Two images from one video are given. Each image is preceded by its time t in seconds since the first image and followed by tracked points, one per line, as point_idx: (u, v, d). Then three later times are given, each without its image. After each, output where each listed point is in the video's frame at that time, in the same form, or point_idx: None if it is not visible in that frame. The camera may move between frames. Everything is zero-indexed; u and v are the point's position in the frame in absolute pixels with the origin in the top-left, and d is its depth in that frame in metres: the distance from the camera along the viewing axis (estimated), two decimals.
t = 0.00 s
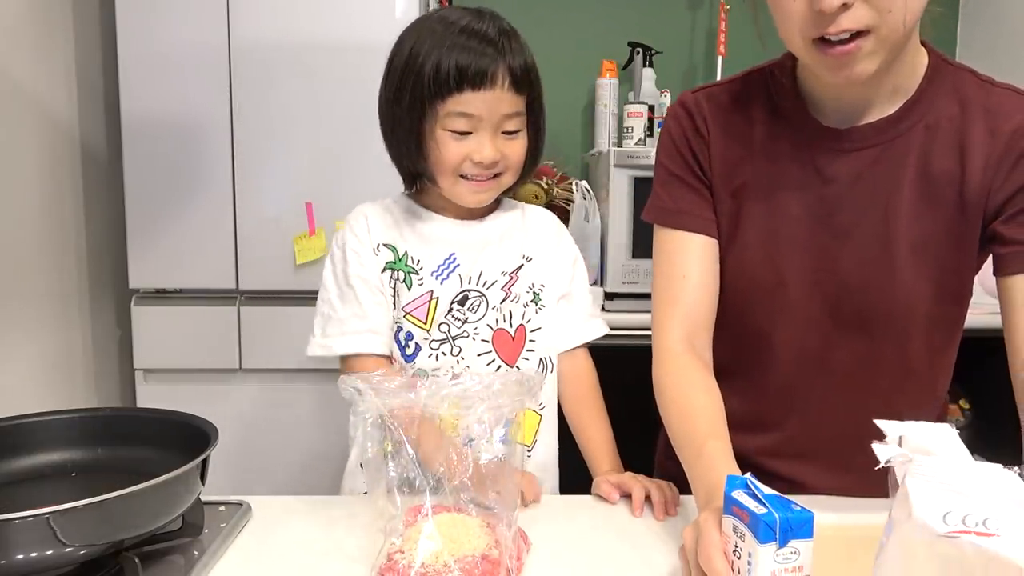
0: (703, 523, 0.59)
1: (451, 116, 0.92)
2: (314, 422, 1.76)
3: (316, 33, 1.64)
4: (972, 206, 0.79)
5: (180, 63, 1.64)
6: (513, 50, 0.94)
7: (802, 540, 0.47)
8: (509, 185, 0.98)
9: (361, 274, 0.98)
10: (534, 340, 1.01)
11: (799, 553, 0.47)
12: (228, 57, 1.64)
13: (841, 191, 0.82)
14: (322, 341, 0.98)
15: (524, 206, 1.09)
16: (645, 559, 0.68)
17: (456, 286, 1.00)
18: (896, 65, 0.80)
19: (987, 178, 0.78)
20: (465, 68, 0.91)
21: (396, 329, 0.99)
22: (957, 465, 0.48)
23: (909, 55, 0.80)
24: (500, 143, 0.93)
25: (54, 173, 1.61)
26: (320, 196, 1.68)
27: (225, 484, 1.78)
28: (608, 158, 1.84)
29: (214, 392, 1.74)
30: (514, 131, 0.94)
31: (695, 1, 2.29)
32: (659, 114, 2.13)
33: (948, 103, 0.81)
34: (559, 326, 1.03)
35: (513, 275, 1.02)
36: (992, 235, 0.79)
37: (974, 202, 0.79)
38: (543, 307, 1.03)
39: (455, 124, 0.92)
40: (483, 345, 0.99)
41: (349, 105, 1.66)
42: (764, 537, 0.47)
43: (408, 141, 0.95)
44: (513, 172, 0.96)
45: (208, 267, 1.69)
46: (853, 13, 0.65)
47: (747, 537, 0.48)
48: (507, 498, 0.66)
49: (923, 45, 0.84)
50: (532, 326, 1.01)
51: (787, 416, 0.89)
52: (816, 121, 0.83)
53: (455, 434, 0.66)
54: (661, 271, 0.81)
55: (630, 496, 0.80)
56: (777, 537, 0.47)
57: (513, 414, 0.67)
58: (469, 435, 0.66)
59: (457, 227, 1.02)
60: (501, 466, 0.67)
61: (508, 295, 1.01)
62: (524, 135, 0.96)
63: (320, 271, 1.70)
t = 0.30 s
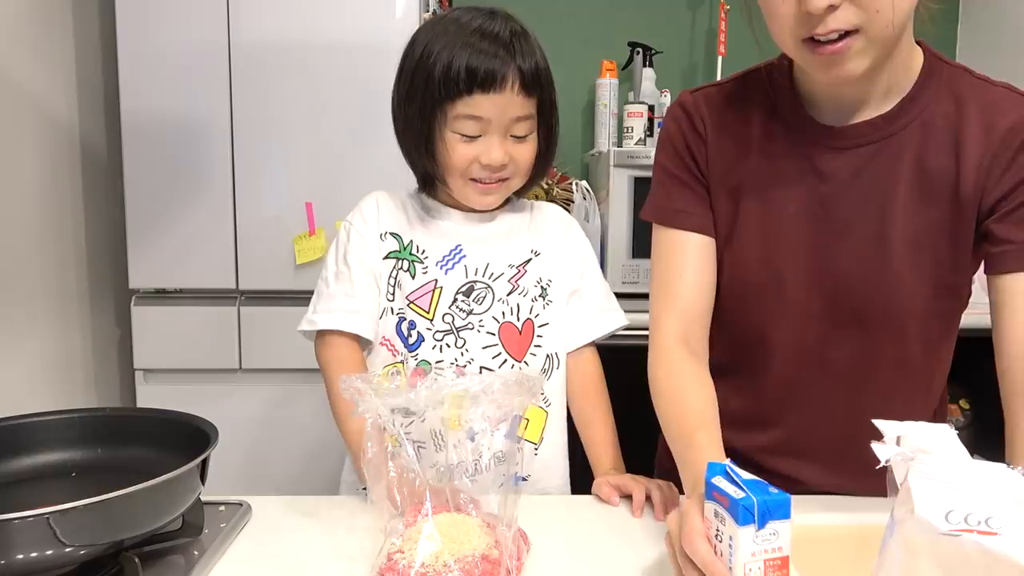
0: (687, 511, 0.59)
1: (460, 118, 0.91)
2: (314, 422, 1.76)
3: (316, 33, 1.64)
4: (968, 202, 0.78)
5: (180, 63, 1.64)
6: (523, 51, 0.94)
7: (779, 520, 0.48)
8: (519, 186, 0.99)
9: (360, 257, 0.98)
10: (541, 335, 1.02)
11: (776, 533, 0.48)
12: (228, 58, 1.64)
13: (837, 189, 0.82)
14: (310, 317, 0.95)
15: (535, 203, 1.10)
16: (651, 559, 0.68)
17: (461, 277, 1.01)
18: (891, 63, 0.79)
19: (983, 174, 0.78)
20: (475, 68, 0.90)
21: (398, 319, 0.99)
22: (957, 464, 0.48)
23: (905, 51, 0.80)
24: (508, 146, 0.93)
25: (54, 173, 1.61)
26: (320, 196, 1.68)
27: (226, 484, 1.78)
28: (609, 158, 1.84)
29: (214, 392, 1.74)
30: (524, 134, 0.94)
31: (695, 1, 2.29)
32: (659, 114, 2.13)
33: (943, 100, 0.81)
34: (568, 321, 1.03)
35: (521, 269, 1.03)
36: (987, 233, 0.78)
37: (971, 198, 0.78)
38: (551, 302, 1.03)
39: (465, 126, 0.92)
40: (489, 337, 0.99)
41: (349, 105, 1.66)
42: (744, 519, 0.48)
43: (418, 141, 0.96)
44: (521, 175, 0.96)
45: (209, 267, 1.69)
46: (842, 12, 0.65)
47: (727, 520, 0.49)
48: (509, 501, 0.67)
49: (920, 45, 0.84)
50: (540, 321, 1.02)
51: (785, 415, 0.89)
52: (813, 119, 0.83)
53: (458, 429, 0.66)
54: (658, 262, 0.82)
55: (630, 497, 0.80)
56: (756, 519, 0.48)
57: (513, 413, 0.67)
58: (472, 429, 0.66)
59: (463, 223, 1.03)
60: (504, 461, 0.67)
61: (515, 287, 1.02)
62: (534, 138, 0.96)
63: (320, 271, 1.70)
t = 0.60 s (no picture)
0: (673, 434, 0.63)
1: (455, 121, 0.91)
2: (314, 422, 1.76)
3: (316, 33, 1.64)
4: (956, 196, 0.79)
5: (180, 63, 1.64)
6: (517, 49, 0.94)
7: (764, 423, 0.53)
8: (517, 187, 0.99)
9: (357, 258, 0.99)
10: (544, 338, 1.01)
11: (761, 436, 0.53)
12: (228, 58, 1.64)
13: (828, 184, 0.83)
14: (302, 318, 0.95)
15: (535, 203, 1.09)
16: (656, 561, 0.67)
17: (462, 280, 1.01)
18: (875, 56, 0.80)
19: (971, 168, 0.78)
20: (470, 69, 0.90)
21: (398, 322, 0.99)
22: (957, 463, 0.49)
23: (886, 48, 0.81)
24: (503, 149, 0.92)
25: (54, 173, 1.61)
26: (320, 196, 1.68)
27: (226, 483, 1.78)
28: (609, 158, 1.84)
29: (214, 392, 1.74)
30: (520, 136, 0.94)
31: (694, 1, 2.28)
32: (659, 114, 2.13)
33: (933, 95, 0.82)
34: (569, 322, 1.03)
35: (523, 270, 1.03)
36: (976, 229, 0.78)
37: (959, 191, 0.78)
38: (553, 303, 1.02)
39: (460, 130, 0.92)
40: (493, 340, 0.99)
41: (349, 105, 1.66)
42: (735, 424, 0.52)
43: (413, 142, 0.96)
44: (517, 176, 0.96)
45: (209, 267, 1.69)
46: (812, 15, 0.67)
47: (718, 430, 0.54)
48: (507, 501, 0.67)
49: (911, 43, 0.84)
50: (542, 323, 1.01)
51: (781, 410, 0.89)
52: (802, 115, 0.85)
53: (462, 434, 0.66)
54: (651, 260, 0.88)
55: (630, 497, 0.80)
56: (746, 423, 0.52)
57: (514, 418, 0.67)
58: (476, 433, 0.66)
59: (459, 226, 1.03)
60: (504, 464, 0.67)
61: (517, 289, 1.02)
62: (530, 139, 0.95)
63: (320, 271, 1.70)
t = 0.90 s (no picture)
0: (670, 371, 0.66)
1: (453, 115, 0.91)
2: (314, 422, 1.76)
3: (316, 33, 1.64)
4: (931, 186, 0.81)
5: (180, 63, 1.64)
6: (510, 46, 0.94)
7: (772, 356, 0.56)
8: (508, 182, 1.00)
9: (340, 259, 0.99)
10: (527, 340, 1.01)
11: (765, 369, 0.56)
12: (228, 58, 1.64)
13: (810, 179, 0.87)
14: (289, 320, 0.97)
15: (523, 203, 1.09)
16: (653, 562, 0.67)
17: (444, 280, 1.01)
18: (850, 51, 0.83)
19: (945, 159, 0.80)
20: (466, 64, 0.90)
21: (381, 322, 0.99)
22: (958, 464, 0.49)
23: (860, 42, 0.83)
24: (500, 143, 0.93)
25: (54, 173, 1.61)
26: (320, 196, 1.68)
27: (227, 483, 1.78)
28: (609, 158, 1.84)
29: (215, 392, 1.74)
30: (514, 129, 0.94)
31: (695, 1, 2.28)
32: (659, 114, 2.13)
33: (909, 88, 0.84)
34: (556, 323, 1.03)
35: (506, 271, 1.03)
36: (951, 220, 0.80)
37: (934, 182, 0.81)
38: (538, 305, 1.02)
39: (457, 123, 0.92)
40: (472, 341, 0.99)
41: (349, 104, 1.66)
42: (744, 359, 0.55)
43: (405, 140, 0.95)
44: (512, 169, 0.97)
45: (209, 267, 1.69)
46: (773, 17, 0.71)
47: (727, 364, 0.56)
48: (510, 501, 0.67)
49: (890, 40, 0.87)
50: (526, 325, 1.01)
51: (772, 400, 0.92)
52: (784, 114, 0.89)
53: (443, 435, 0.66)
54: (652, 257, 0.96)
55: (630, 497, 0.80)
56: (753, 358, 0.55)
57: (500, 423, 0.66)
58: (457, 435, 0.66)
59: (446, 223, 1.03)
60: (498, 465, 0.67)
61: (499, 290, 1.02)
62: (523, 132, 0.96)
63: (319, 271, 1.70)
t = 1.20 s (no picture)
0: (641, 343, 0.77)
1: (439, 111, 0.92)
2: (314, 422, 1.76)
3: (316, 33, 1.64)
4: (905, 178, 0.83)
5: (179, 62, 1.64)
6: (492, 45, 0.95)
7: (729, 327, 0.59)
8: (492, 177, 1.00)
9: (328, 268, 0.99)
10: (516, 335, 1.02)
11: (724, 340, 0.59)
12: (228, 58, 1.64)
13: (790, 176, 0.90)
14: (287, 332, 0.97)
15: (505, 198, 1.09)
16: (651, 561, 0.67)
17: (433, 279, 1.01)
18: (820, 48, 0.86)
19: (917, 151, 0.82)
20: (450, 64, 0.91)
21: (373, 324, 0.99)
22: (956, 463, 0.49)
23: (830, 40, 0.86)
24: (484, 138, 0.93)
25: (54, 173, 1.61)
26: (320, 196, 1.68)
27: (227, 483, 1.79)
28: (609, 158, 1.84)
29: (215, 392, 1.75)
30: (498, 123, 0.95)
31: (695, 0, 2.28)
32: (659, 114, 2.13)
33: (880, 84, 0.86)
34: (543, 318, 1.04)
35: (492, 267, 1.03)
36: (924, 210, 0.82)
37: (907, 174, 0.83)
38: (526, 301, 1.03)
39: (444, 119, 0.92)
40: (463, 337, 0.99)
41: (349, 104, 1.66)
42: (706, 328, 0.58)
43: (393, 139, 0.94)
44: (496, 164, 0.97)
45: (209, 267, 1.69)
46: (737, 19, 0.76)
47: (689, 334, 0.58)
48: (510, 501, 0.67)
49: (863, 37, 0.90)
50: (514, 320, 1.02)
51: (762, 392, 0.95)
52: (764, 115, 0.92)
53: (436, 430, 0.65)
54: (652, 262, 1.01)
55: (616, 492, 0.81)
56: (715, 327, 0.58)
57: (487, 418, 0.66)
58: (449, 430, 0.65)
59: (433, 220, 1.03)
60: (496, 461, 0.67)
61: (487, 286, 1.02)
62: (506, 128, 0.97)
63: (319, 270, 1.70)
